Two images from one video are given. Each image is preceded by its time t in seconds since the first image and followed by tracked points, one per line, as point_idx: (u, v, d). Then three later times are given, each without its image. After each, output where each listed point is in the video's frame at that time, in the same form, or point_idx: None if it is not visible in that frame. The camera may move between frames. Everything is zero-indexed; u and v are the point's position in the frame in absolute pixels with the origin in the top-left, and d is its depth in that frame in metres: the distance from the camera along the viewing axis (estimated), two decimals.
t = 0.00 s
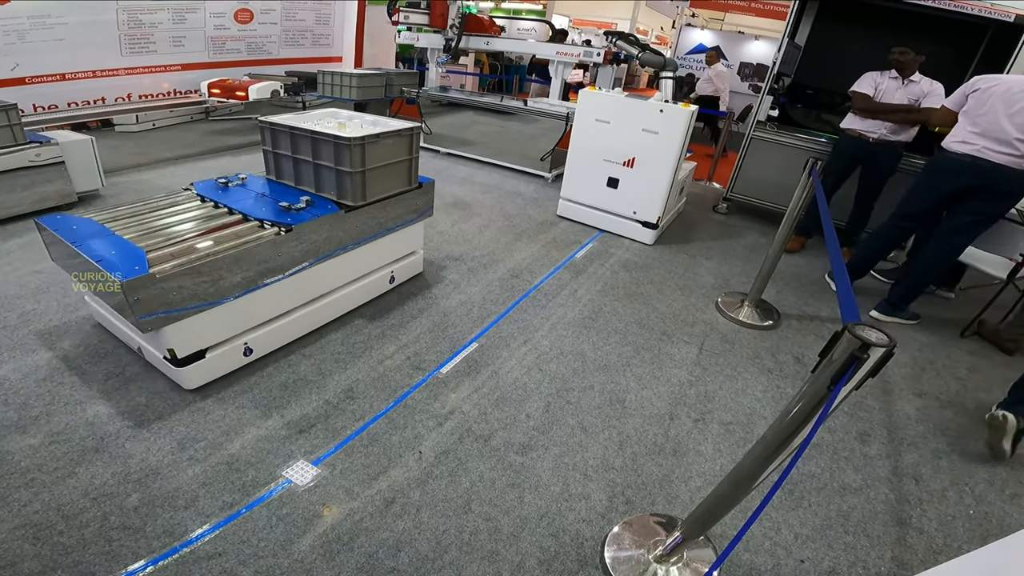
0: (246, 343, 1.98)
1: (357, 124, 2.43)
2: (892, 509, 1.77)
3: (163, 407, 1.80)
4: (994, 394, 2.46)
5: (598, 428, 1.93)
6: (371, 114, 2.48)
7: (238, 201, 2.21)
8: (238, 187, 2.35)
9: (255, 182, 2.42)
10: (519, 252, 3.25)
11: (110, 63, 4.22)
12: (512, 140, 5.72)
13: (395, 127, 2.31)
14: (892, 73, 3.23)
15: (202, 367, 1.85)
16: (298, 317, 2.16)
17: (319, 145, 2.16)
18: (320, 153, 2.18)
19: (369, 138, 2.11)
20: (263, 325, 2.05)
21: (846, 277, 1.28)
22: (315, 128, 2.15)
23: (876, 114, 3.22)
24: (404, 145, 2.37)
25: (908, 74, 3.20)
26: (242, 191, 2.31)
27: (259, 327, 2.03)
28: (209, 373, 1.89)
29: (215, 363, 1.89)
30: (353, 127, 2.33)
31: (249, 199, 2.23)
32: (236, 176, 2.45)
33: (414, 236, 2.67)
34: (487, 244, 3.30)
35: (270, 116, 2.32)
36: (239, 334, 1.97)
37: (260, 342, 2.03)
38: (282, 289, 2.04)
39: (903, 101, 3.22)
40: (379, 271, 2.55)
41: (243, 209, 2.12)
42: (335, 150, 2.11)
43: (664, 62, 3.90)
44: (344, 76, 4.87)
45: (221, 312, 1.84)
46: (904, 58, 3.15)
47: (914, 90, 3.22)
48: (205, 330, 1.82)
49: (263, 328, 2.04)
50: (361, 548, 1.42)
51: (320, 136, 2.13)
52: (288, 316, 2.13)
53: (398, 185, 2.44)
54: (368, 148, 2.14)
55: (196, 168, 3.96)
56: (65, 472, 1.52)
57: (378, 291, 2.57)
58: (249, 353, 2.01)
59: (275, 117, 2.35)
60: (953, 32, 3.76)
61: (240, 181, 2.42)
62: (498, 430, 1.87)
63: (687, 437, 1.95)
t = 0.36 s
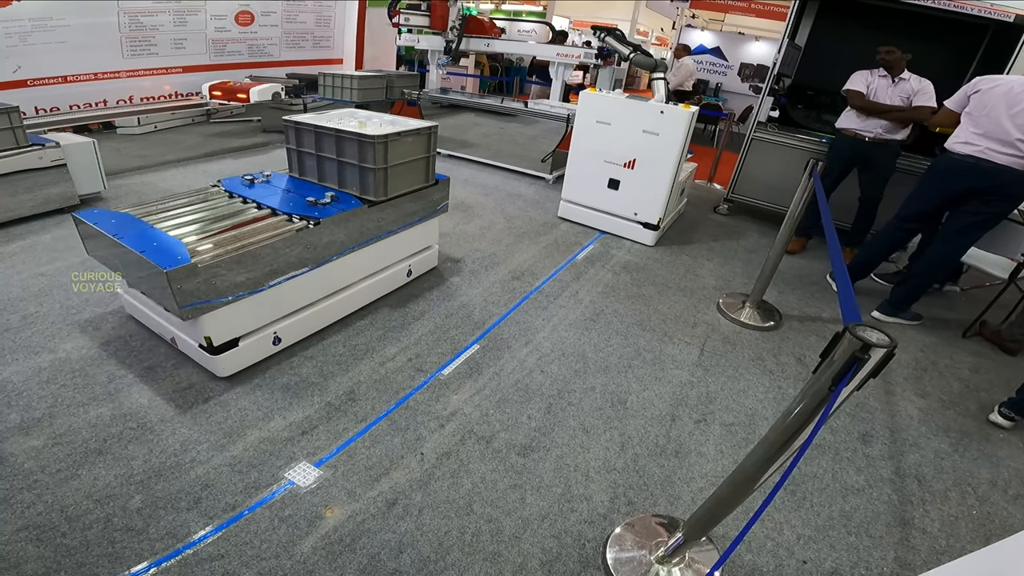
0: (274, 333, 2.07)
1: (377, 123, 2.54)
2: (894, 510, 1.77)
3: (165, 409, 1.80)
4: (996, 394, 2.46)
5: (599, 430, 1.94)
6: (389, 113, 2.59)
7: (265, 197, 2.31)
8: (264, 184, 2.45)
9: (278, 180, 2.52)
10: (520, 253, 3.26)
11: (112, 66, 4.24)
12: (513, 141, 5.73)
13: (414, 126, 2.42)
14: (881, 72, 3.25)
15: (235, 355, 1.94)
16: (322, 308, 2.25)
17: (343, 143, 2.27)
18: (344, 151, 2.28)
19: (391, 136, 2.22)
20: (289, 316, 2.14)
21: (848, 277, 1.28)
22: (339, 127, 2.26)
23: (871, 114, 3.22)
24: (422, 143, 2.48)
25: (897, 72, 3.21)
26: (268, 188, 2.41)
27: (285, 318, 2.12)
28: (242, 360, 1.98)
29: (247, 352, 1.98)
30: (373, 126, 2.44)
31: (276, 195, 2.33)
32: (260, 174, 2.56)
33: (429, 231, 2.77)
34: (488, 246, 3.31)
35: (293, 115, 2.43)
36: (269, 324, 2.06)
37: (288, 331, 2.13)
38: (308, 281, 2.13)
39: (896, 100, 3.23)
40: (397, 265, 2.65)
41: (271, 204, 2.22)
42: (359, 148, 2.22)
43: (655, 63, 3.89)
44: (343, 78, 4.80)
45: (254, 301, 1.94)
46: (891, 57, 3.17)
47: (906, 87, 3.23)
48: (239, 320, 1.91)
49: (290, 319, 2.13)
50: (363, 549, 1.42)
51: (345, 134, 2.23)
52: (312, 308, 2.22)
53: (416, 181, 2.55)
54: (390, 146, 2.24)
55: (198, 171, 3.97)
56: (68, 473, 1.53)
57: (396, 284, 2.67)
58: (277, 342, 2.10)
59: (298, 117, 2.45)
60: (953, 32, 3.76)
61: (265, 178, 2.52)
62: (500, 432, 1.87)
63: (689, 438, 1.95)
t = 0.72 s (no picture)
0: (297, 320, 2.16)
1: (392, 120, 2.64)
2: (893, 507, 1.77)
3: (165, 408, 1.80)
4: (994, 391, 2.47)
5: (598, 428, 1.94)
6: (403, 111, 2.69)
7: (287, 190, 2.41)
8: (284, 178, 2.55)
9: (297, 174, 2.62)
10: (518, 252, 3.26)
11: (108, 66, 4.23)
12: (511, 140, 5.72)
13: (428, 123, 2.52)
14: (890, 72, 3.24)
15: (261, 342, 2.03)
16: (340, 297, 2.34)
17: (362, 139, 2.37)
18: (362, 146, 2.38)
19: (408, 131, 2.31)
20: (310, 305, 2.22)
21: (845, 274, 1.29)
22: (357, 123, 2.36)
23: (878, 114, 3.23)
24: (435, 139, 2.58)
25: (906, 72, 3.21)
26: (288, 181, 2.51)
27: (307, 306, 2.21)
28: (267, 347, 2.07)
29: (272, 339, 2.07)
30: (389, 122, 2.54)
31: (298, 188, 2.43)
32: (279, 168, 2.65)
33: (441, 223, 2.87)
34: (486, 245, 3.31)
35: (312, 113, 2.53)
36: (292, 312, 2.14)
37: (310, 319, 2.22)
38: (329, 271, 2.22)
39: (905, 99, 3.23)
40: (411, 256, 2.75)
41: (294, 196, 2.32)
42: (377, 142, 2.32)
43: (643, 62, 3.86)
44: (341, 78, 4.79)
45: (280, 290, 2.03)
46: (899, 58, 3.17)
47: (914, 87, 3.23)
48: (265, 308, 2.00)
49: (311, 307, 2.21)
50: (363, 549, 1.43)
51: (363, 130, 2.33)
52: (332, 297, 2.31)
53: (429, 176, 2.63)
54: (406, 140, 2.34)
55: (195, 171, 3.97)
56: (66, 474, 1.53)
57: (410, 275, 2.77)
58: (299, 330, 2.19)
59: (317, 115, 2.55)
60: (950, 30, 3.77)
61: (285, 172, 2.62)
62: (498, 430, 1.87)
63: (688, 436, 1.95)
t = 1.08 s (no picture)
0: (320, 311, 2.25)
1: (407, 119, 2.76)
2: (895, 508, 1.77)
3: (168, 411, 1.81)
4: (996, 391, 2.47)
5: (599, 429, 1.94)
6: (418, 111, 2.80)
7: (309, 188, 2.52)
8: (306, 176, 2.66)
9: (317, 172, 2.73)
10: (518, 255, 3.26)
11: (110, 70, 4.25)
12: (511, 143, 5.73)
13: (443, 122, 2.63)
14: (905, 78, 3.27)
15: (287, 332, 2.12)
16: (360, 290, 2.43)
17: (381, 138, 2.48)
18: (381, 145, 2.50)
19: (425, 131, 2.43)
20: (332, 297, 2.32)
21: (844, 274, 1.29)
22: (376, 124, 2.47)
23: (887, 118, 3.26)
24: (450, 138, 2.70)
25: (921, 78, 3.23)
26: (310, 180, 2.62)
27: (329, 299, 2.30)
28: (293, 337, 2.16)
29: (298, 329, 2.16)
30: (404, 121, 2.65)
31: (320, 186, 2.54)
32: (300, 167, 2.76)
33: (454, 220, 2.96)
34: (487, 247, 3.31)
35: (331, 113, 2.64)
36: (315, 304, 2.24)
37: (333, 311, 2.31)
38: (350, 264, 2.32)
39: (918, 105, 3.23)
40: (426, 251, 2.84)
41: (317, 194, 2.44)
42: (396, 142, 2.43)
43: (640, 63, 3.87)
44: (341, 81, 4.80)
45: (306, 282, 2.12)
46: (917, 64, 3.17)
47: (928, 94, 3.23)
48: (291, 300, 2.09)
49: (333, 300, 2.31)
50: (365, 551, 1.43)
51: (383, 130, 2.44)
52: (353, 289, 2.40)
53: (443, 174, 2.75)
54: (424, 140, 2.46)
55: (197, 175, 3.98)
56: (69, 477, 1.53)
57: (426, 269, 2.87)
58: (323, 321, 2.28)
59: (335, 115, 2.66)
60: (949, 30, 3.79)
61: (305, 171, 2.73)
62: (500, 432, 1.87)
63: (690, 437, 1.96)
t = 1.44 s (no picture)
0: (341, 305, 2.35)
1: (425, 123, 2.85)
2: (892, 513, 1.78)
3: (167, 414, 1.82)
4: (994, 398, 2.48)
5: (598, 435, 1.95)
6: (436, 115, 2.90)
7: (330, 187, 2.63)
8: (326, 176, 2.76)
9: (337, 173, 2.84)
10: (518, 260, 3.27)
11: (113, 73, 4.28)
12: (512, 148, 5.75)
13: (459, 126, 2.72)
14: (905, 85, 3.30)
15: (311, 325, 2.22)
16: (378, 286, 2.53)
17: (400, 140, 2.57)
18: (400, 147, 2.59)
19: (442, 134, 2.52)
20: (352, 292, 2.42)
21: (841, 282, 1.31)
22: (396, 127, 2.57)
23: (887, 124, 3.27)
24: (466, 141, 2.78)
25: (922, 85, 3.24)
26: (330, 180, 2.73)
27: (349, 294, 2.40)
28: (316, 330, 2.26)
29: (320, 322, 2.26)
30: (422, 124, 2.75)
31: (340, 185, 2.64)
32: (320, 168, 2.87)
33: (466, 220, 3.06)
34: (487, 252, 3.32)
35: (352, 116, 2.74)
36: (337, 298, 2.34)
37: (353, 305, 2.42)
38: (370, 260, 2.42)
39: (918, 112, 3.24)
40: (440, 250, 2.95)
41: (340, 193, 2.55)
42: (415, 144, 2.52)
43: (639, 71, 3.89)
44: (342, 86, 4.81)
45: (329, 276, 2.23)
46: (920, 71, 3.19)
47: (927, 100, 3.24)
48: (315, 294, 2.19)
49: (353, 295, 2.41)
50: (363, 555, 1.43)
51: (402, 132, 2.53)
52: (371, 285, 2.50)
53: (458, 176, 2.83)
54: (441, 142, 2.54)
55: (199, 178, 4.00)
56: (68, 479, 1.54)
57: (439, 267, 2.97)
58: (343, 315, 2.38)
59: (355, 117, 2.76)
60: (948, 36, 3.81)
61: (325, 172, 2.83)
62: (498, 438, 1.88)
63: (688, 443, 1.96)
